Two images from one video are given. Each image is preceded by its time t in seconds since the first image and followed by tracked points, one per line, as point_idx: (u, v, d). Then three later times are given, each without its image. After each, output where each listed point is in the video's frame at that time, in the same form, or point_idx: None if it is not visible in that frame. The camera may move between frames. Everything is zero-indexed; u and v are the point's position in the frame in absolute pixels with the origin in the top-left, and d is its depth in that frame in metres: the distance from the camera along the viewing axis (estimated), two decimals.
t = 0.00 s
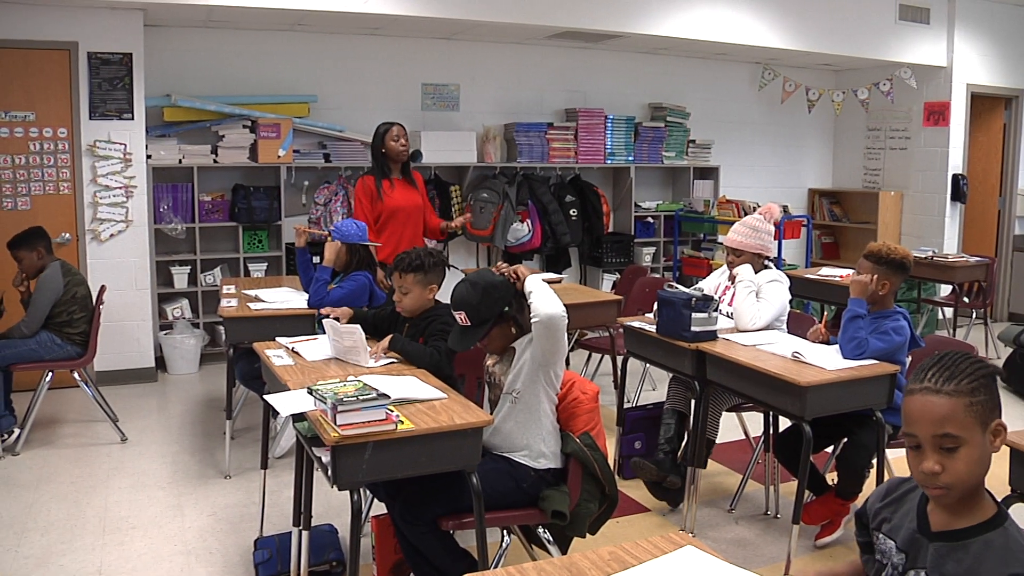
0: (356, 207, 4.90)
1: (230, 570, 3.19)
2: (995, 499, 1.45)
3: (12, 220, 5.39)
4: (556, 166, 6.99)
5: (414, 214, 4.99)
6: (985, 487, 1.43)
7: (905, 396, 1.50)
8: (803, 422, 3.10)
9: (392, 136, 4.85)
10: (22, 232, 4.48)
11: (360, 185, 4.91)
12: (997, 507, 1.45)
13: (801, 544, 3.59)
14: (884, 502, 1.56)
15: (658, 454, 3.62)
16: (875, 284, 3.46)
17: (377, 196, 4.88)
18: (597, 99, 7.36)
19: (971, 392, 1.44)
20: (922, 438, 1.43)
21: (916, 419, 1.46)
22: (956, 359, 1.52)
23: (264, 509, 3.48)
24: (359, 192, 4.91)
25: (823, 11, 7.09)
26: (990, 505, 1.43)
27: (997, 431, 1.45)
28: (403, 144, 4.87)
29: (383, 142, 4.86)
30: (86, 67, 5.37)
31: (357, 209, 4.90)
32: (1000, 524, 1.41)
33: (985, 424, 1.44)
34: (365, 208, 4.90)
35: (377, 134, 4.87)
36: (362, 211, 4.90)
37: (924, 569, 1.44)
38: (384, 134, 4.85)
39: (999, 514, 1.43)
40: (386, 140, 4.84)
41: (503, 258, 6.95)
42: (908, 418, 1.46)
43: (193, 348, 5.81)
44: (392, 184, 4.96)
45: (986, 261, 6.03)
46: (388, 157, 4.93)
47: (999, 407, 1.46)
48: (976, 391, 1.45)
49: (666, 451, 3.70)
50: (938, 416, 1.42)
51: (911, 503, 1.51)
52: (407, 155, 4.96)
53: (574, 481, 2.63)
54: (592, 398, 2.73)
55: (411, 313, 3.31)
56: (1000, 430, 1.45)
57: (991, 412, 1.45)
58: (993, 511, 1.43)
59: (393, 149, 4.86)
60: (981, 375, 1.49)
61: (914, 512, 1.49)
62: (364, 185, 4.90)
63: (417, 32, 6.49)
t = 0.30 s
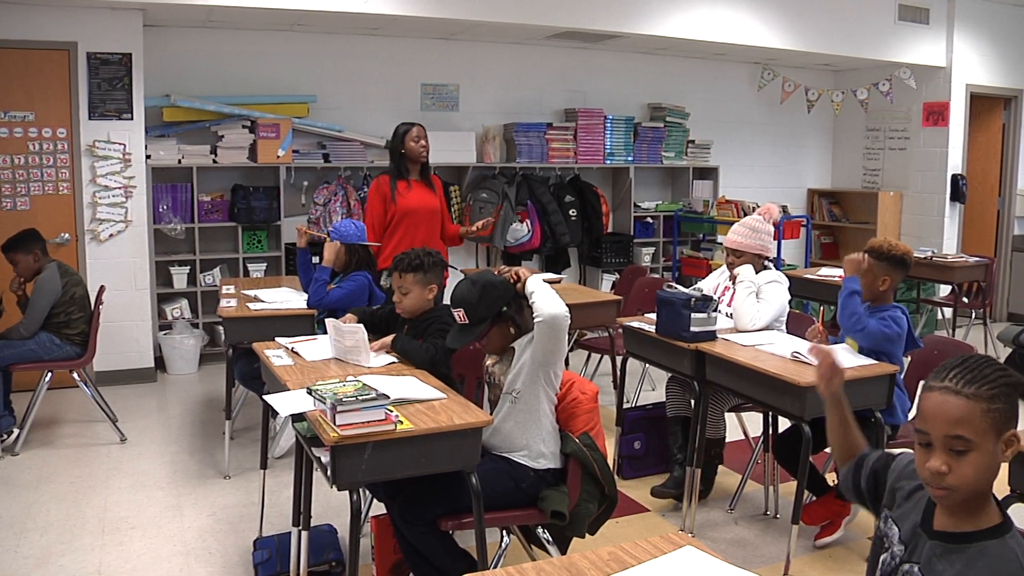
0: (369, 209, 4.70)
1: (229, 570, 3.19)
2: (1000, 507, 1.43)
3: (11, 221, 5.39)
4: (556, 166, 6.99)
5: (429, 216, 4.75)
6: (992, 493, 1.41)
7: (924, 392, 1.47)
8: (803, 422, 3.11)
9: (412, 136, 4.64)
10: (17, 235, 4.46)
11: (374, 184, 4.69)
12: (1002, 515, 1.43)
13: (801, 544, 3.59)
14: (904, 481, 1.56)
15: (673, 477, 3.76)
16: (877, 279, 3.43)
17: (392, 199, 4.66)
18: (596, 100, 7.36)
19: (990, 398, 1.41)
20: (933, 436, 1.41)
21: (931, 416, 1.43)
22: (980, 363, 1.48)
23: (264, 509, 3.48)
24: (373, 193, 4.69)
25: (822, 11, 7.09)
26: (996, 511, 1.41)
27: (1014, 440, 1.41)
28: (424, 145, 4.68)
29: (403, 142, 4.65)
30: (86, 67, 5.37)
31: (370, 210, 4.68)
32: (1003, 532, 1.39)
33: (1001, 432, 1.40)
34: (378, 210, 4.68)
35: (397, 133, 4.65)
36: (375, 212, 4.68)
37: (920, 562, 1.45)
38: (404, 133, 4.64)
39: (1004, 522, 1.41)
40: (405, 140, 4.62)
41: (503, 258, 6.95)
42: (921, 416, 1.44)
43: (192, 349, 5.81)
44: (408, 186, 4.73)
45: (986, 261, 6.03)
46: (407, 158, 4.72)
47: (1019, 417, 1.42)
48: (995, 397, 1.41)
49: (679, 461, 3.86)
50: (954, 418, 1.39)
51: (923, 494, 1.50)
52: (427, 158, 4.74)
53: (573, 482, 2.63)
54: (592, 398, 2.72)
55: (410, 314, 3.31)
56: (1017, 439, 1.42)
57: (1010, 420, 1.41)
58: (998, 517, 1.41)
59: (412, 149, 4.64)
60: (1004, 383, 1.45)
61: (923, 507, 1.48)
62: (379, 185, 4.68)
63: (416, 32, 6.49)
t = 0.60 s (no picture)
0: (383, 209, 4.56)
1: (228, 571, 3.19)
2: (1005, 515, 1.39)
3: (10, 221, 5.39)
4: (555, 166, 7.00)
5: (444, 216, 4.56)
6: (977, 501, 1.39)
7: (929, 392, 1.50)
8: (802, 422, 3.11)
9: (429, 134, 4.45)
10: (11, 236, 4.45)
11: (389, 183, 4.57)
12: (997, 527, 1.39)
13: (800, 544, 3.59)
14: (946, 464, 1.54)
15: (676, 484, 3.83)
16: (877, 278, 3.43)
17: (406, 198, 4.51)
18: (595, 99, 7.36)
19: (959, 405, 1.39)
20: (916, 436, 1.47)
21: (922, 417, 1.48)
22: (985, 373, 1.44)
23: (263, 509, 3.48)
24: (389, 192, 4.57)
25: (821, 11, 7.09)
26: (984, 520, 1.39)
27: (995, 451, 1.37)
28: (443, 143, 4.47)
29: (421, 139, 4.46)
30: (85, 67, 5.36)
31: (384, 209, 4.57)
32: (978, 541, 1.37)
33: (974, 442, 1.38)
34: (392, 209, 4.54)
35: (414, 131, 4.49)
36: (388, 212, 4.56)
37: (919, 551, 1.44)
38: (421, 131, 4.47)
39: (996, 532, 1.38)
40: (421, 137, 4.45)
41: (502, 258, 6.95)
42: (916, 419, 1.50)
43: (191, 349, 5.81)
44: (423, 186, 4.56)
45: (985, 261, 6.04)
46: (425, 157, 4.53)
47: (1001, 428, 1.36)
48: (972, 405, 1.39)
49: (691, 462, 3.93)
50: (920, 422, 1.44)
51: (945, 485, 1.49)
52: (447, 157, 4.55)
53: (572, 482, 2.63)
54: (590, 398, 2.72)
55: (409, 316, 3.31)
56: (1000, 450, 1.36)
57: (987, 431, 1.37)
58: (987, 527, 1.39)
59: (427, 146, 4.46)
60: (994, 393, 1.39)
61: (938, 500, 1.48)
62: (394, 184, 4.55)
63: (415, 32, 6.49)
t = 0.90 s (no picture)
0: (391, 209, 4.52)
1: (222, 571, 3.19)
2: (977, 529, 1.42)
3: (3, 221, 5.37)
4: (550, 166, 7.00)
5: (451, 219, 4.53)
6: (952, 513, 1.43)
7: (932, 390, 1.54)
8: (796, 422, 3.11)
9: (438, 135, 4.40)
10: (2, 237, 4.44)
11: (397, 183, 4.52)
12: (973, 539, 1.42)
13: (794, 544, 3.60)
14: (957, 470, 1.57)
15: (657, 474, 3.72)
16: (874, 278, 3.43)
17: (413, 199, 4.46)
18: (590, 100, 7.37)
19: (925, 417, 1.43)
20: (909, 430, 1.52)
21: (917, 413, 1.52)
22: (969, 385, 1.45)
23: (257, 510, 3.48)
24: (397, 192, 4.52)
25: (815, 11, 7.10)
26: (960, 532, 1.42)
27: (960, 466, 1.40)
28: (450, 145, 4.42)
29: (428, 141, 4.41)
30: (79, 67, 5.36)
31: (391, 209, 4.51)
32: (949, 552, 1.42)
33: (941, 454, 1.41)
34: (399, 210, 4.49)
35: (422, 132, 4.43)
36: (395, 212, 4.51)
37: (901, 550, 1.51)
38: (429, 131, 4.41)
39: (969, 544, 1.42)
40: (430, 138, 4.39)
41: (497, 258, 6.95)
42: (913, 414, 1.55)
43: (186, 350, 5.80)
44: (431, 187, 4.52)
45: (979, 261, 6.05)
46: (433, 158, 4.48)
47: (964, 442, 1.38)
48: (944, 410, 1.42)
49: (667, 463, 3.78)
50: (905, 419, 1.49)
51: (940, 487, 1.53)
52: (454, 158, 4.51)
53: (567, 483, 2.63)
54: (585, 398, 2.72)
55: (404, 317, 3.31)
56: (966, 464, 1.39)
57: (950, 445, 1.40)
58: (962, 539, 1.42)
59: (435, 147, 4.41)
60: (964, 407, 1.41)
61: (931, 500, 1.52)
62: (401, 184, 4.50)
63: (409, 32, 6.48)
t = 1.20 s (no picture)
0: (394, 216, 4.32)
1: (212, 572, 3.18)
2: (950, 545, 1.42)
3: None
4: (539, 166, 7.01)
5: (456, 222, 4.39)
6: (926, 529, 1.43)
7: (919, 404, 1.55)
8: (786, 421, 3.12)
9: (438, 135, 4.24)
10: None
11: (398, 186, 4.32)
12: (950, 557, 1.42)
13: (784, 543, 3.61)
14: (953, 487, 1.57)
15: (638, 460, 3.68)
16: (865, 278, 3.43)
17: (417, 203, 4.29)
18: (580, 100, 7.37)
19: (899, 429, 1.46)
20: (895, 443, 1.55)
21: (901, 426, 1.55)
22: (947, 401, 1.47)
23: (246, 511, 3.47)
24: (398, 196, 4.32)
25: (804, 11, 7.12)
26: (935, 549, 1.43)
27: (928, 482, 1.41)
28: (450, 145, 4.28)
29: (428, 142, 4.25)
30: (67, 67, 5.34)
31: (394, 213, 4.32)
32: (924, 569, 1.43)
33: (912, 469, 1.43)
34: (404, 215, 4.31)
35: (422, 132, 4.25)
36: (399, 217, 4.32)
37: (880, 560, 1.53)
38: (429, 133, 4.25)
39: (943, 561, 1.42)
40: (432, 140, 4.23)
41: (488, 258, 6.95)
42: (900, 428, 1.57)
43: (175, 351, 5.78)
44: (432, 190, 4.36)
45: (967, 261, 6.07)
46: (433, 159, 4.32)
47: (932, 456, 1.40)
48: (917, 424, 1.44)
49: (645, 454, 3.75)
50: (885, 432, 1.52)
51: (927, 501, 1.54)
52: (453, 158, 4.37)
53: (557, 483, 2.63)
54: (575, 398, 2.73)
55: (395, 315, 3.30)
56: (933, 479, 1.40)
57: (919, 460, 1.42)
58: (938, 557, 1.43)
59: (438, 149, 4.25)
60: (934, 422, 1.43)
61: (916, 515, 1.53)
62: (403, 187, 4.31)
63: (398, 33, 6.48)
